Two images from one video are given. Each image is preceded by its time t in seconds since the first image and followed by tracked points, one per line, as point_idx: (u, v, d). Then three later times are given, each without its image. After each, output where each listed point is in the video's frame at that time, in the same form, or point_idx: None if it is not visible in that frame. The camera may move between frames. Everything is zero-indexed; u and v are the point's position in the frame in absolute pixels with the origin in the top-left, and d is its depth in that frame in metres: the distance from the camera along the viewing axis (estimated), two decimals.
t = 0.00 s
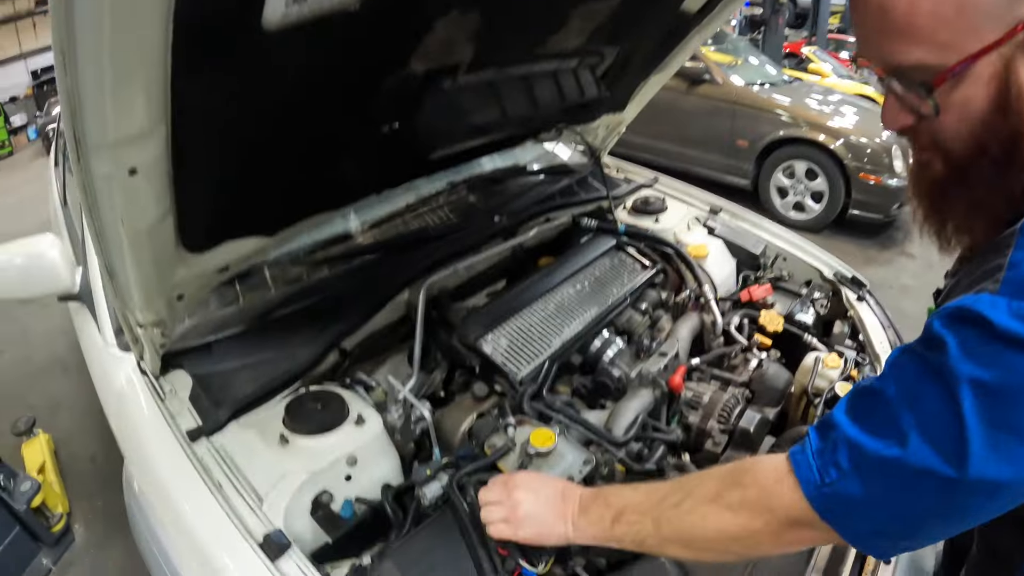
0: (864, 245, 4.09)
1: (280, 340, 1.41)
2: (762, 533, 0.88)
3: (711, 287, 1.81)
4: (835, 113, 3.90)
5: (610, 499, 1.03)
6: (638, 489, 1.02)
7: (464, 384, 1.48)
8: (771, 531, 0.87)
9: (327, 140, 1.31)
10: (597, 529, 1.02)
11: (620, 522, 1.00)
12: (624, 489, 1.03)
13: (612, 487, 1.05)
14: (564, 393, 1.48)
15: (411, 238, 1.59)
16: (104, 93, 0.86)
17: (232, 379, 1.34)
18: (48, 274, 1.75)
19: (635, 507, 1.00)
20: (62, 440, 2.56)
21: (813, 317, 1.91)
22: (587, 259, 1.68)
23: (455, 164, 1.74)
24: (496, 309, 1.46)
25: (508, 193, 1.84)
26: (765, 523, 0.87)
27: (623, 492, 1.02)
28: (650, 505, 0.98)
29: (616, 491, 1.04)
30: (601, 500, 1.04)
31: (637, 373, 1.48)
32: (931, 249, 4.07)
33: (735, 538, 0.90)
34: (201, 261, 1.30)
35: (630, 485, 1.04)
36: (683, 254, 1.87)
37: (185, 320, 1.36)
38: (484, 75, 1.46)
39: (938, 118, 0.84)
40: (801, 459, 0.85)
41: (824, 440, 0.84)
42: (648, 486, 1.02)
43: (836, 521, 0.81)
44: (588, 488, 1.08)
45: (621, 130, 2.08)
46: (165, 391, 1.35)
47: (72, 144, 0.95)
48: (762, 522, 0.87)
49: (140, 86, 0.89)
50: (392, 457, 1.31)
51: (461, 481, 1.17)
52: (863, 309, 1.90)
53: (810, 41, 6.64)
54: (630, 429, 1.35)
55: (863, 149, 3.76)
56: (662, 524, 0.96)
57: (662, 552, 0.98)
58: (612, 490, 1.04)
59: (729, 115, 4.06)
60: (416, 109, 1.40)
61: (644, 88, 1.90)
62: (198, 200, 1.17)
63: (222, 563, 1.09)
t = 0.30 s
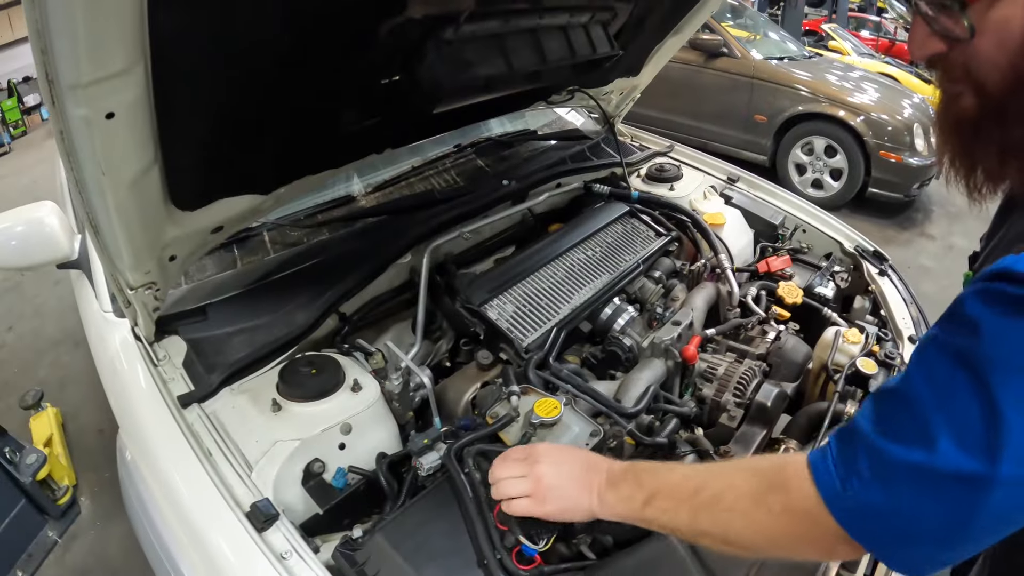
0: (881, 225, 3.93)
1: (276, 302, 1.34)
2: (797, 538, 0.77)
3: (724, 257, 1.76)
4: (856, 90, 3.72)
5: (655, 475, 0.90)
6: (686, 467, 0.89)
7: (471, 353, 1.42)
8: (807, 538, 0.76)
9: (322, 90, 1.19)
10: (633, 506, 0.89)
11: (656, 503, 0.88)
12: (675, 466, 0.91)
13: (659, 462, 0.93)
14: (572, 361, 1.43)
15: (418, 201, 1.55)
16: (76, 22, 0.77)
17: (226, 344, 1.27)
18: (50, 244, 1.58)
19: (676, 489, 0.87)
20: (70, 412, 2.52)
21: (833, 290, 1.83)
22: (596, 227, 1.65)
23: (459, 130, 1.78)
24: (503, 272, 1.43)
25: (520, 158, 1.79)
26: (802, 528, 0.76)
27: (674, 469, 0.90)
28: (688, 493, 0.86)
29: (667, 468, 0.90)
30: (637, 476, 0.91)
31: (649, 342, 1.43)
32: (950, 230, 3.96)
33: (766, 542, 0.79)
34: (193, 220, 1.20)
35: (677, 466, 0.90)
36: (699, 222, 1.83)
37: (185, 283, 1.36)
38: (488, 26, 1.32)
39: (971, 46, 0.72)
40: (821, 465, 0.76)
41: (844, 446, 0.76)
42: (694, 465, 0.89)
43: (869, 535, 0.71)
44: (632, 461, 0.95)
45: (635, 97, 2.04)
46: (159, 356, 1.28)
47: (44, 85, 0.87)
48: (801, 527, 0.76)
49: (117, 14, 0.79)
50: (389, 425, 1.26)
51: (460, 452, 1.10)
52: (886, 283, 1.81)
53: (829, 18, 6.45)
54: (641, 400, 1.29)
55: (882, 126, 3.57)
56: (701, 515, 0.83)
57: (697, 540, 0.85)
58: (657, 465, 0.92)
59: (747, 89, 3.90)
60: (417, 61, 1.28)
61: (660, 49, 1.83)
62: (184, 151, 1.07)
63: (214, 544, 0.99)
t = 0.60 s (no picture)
0: (895, 211, 3.85)
1: (279, 284, 1.31)
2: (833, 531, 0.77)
3: (739, 240, 1.71)
4: (870, 72, 3.63)
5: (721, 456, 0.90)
6: (752, 448, 0.90)
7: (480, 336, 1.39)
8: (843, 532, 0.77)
9: (327, 64, 1.14)
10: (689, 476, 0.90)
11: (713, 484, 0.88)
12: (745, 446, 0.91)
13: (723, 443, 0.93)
14: (584, 345, 1.40)
15: (425, 180, 1.51)
16: None
17: (228, 327, 1.24)
18: (53, 226, 1.52)
19: (739, 471, 0.87)
20: (79, 397, 2.51)
21: (850, 275, 1.78)
22: (607, 208, 1.61)
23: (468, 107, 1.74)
24: (513, 253, 1.40)
25: (530, 137, 1.75)
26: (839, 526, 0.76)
27: (744, 450, 0.90)
28: (750, 477, 0.85)
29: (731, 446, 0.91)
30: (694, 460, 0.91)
31: (663, 326, 1.39)
32: (965, 217, 3.88)
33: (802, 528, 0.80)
34: (193, 199, 1.16)
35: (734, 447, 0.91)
36: (713, 204, 1.81)
37: (187, 265, 1.33)
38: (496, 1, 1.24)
39: None
40: (873, 469, 0.73)
41: (895, 453, 0.71)
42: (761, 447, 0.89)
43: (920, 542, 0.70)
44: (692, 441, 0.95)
45: (648, 76, 1.99)
46: (161, 339, 1.26)
47: (31, 61, 0.81)
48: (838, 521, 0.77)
49: None
50: (395, 409, 1.23)
51: (467, 437, 1.06)
52: (904, 269, 1.75)
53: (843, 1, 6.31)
54: (654, 385, 1.25)
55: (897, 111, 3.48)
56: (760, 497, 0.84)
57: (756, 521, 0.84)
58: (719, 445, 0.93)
59: (761, 72, 3.80)
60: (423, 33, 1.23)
61: (670, 30, 1.77)
62: (183, 128, 1.02)
63: (214, 532, 0.97)
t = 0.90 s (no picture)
0: (908, 199, 3.78)
1: (287, 267, 1.28)
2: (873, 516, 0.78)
3: (754, 224, 1.68)
4: (883, 57, 3.54)
5: (771, 438, 0.91)
6: (801, 431, 0.91)
7: (491, 319, 1.39)
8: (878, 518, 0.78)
9: (338, 38, 1.09)
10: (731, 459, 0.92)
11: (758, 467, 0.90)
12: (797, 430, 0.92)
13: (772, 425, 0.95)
14: (598, 329, 1.37)
15: (436, 160, 1.48)
16: None
17: (235, 310, 1.21)
18: (58, 211, 1.50)
19: (787, 454, 0.88)
20: (87, 383, 2.50)
21: (867, 261, 1.73)
22: (621, 190, 1.57)
23: (478, 88, 1.71)
24: (525, 235, 1.37)
25: (542, 118, 1.72)
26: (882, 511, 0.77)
27: (793, 432, 0.91)
28: (797, 460, 0.87)
29: (782, 429, 0.92)
30: (739, 442, 0.93)
31: (679, 310, 1.36)
32: (978, 206, 3.81)
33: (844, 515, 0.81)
34: (198, 180, 1.13)
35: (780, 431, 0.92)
36: (728, 186, 1.77)
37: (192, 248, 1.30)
38: None
39: None
40: (927, 459, 0.74)
41: (948, 444, 0.73)
42: (812, 430, 0.90)
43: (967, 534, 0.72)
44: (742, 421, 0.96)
45: (661, 57, 1.94)
46: (166, 324, 1.23)
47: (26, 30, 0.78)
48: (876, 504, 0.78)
49: None
50: (405, 395, 1.20)
51: (480, 423, 1.03)
52: (920, 256, 1.71)
53: None
54: (670, 371, 1.22)
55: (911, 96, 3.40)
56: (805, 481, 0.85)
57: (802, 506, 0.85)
58: (769, 427, 0.94)
59: (773, 56, 3.73)
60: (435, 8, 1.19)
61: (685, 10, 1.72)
62: (186, 105, 0.98)
63: (221, 522, 0.94)
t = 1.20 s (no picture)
0: (907, 193, 3.76)
1: (283, 264, 1.25)
2: None
3: (757, 217, 1.65)
4: (882, 49, 3.51)
5: (783, 535, 0.77)
6: (809, 523, 0.77)
7: (491, 315, 1.36)
8: None
9: (335, 26, 1.06)
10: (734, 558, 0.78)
11: None
12: (803, 517, 0.78)
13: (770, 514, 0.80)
14: (600, 324, 1.35)
15: (434, 153, 1.46)
16: None
17: (230, 308, 1.19)
18: (51, 207, 1.47)
19: (807, 567, 0.74)
20: (83, 382, 2.47)
21: (871, 255, 1.71)
22: (622, 183, 1.55)
23: (477, 80, 1.69)
24: (526, 229, 1.34)
25: (541, 110, 1.70)
26: None
27: (803, 530, 0.76)
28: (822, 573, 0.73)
29: (786, 519, 0.78)
30: (743, 563, 0.77)
31: (682, 304, 1.34)
32: (977, 199, 3.80)
33: None
34: (191, 174, 1.10)
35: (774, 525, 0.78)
36: (731, 179, 1.75)
37: (185, 245, 1.28)
38: None
39: None
40: (965, 532, 0.66)
41: (988, 508, 0.65)
42: (821, 515, 0.77)
43: None
44: (735, 519, 0.81)
45: (661, 49, 1.92)
46: (161, 322, 1.19)
47: (9, 21, 0.74)
48: None
49: None
50: (405, 393, 1.18)
51: (482, 422, 1.01)
52: (923, 249, 1.68)
53: None
54: (675, 366, 1.20)
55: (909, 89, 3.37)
56: None
57: None
58: (769, 519, 0.79)
59: (772, 49, 3.69)
60: None
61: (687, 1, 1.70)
62: (178, 97, 0.95)
63: (219, 526, 0.92)
